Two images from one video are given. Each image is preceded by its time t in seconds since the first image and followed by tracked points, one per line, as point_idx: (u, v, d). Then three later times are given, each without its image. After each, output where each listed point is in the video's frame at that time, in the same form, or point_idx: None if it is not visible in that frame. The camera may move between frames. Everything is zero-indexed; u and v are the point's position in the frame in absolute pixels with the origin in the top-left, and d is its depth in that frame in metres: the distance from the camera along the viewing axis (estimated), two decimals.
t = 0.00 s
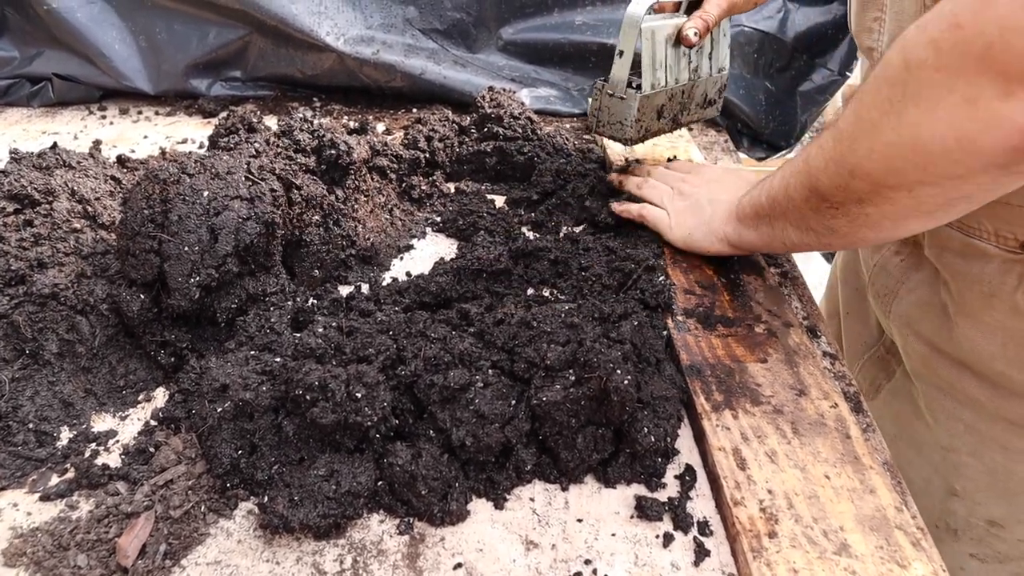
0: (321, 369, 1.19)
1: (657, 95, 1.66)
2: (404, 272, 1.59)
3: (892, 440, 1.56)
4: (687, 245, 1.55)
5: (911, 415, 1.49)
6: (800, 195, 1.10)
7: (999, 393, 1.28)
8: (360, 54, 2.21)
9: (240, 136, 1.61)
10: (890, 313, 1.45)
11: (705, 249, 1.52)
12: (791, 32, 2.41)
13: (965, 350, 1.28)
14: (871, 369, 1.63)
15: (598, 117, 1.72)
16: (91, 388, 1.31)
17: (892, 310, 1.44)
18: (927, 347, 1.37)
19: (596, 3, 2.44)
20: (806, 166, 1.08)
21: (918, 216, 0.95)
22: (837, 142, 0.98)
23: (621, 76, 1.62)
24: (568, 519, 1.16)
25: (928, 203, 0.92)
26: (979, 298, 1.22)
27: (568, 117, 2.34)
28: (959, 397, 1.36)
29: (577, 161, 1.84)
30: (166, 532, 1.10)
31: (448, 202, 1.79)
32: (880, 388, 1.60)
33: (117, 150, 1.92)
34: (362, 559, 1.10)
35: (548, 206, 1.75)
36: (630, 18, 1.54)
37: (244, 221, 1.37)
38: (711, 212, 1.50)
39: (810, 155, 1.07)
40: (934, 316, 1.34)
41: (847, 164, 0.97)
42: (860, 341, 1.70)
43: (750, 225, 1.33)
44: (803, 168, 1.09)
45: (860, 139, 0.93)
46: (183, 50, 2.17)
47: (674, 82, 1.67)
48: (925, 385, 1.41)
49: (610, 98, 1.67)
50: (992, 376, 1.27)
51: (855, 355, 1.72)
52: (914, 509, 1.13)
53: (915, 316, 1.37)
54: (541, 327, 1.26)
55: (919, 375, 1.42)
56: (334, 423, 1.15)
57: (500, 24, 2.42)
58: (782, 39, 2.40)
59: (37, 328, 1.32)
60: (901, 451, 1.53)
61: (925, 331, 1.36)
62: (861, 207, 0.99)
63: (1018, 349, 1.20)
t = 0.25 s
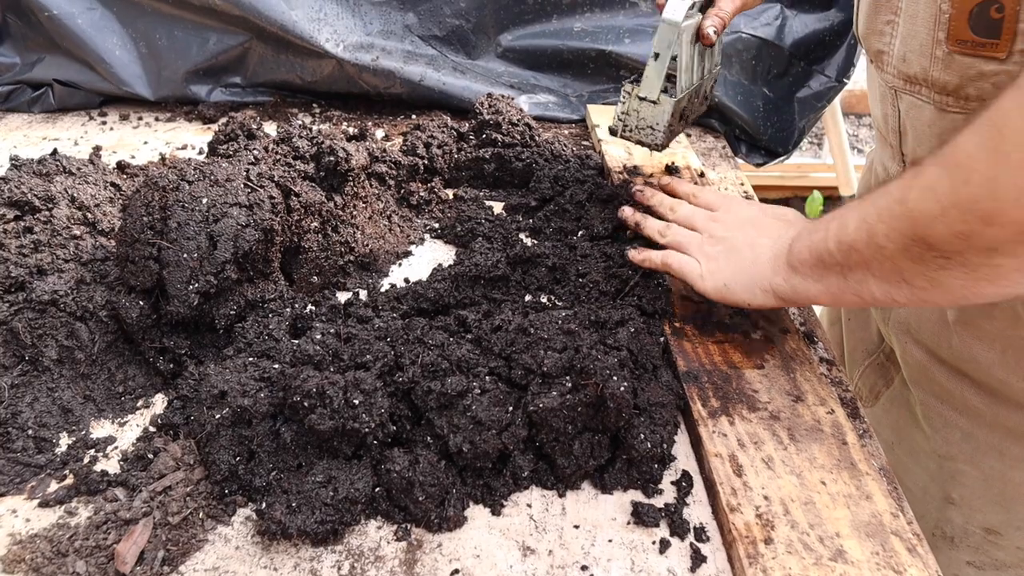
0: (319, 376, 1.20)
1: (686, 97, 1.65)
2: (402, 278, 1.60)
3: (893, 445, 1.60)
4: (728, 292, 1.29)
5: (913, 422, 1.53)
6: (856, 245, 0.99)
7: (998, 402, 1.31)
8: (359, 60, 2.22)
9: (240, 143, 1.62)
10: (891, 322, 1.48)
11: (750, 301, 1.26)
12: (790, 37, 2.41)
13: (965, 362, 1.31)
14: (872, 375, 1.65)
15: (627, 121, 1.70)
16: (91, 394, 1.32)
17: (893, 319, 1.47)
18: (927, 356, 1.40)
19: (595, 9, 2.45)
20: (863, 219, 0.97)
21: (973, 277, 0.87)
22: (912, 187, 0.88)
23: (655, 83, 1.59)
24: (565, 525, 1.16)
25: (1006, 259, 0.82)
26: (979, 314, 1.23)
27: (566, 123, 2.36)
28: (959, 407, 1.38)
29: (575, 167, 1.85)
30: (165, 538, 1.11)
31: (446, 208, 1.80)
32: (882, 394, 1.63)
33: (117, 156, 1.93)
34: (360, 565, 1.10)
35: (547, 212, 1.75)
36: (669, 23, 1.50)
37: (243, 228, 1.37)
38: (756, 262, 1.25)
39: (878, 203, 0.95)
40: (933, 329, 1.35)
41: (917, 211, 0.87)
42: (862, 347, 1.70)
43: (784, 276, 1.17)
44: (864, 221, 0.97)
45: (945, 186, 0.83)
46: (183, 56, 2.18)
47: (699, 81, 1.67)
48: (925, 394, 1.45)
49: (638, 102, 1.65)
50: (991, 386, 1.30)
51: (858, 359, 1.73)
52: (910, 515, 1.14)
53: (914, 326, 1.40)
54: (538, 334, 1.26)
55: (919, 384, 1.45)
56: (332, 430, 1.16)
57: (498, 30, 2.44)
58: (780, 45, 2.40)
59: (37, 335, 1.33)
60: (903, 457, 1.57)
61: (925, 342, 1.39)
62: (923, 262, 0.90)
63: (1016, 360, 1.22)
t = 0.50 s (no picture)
0: (316, 381, 1.20)
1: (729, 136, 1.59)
2: (399, 283, 1.61)
3: (900, 455, 1.45)
4: (725, 180, 1.12)
5: (925, 429, 1.38)
6: (857, 147, 0.96)
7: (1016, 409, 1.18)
8: (355, 66, 2.23)
9: (237, 149, 1.63)
10: (896, 333, 1.37)
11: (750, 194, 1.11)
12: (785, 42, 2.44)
13: (977, 365, 1.20)
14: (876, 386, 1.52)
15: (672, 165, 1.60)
16: (88, 400, 1.32)
17: (897, 329, 1.36)
18: (936, 364, 1.28)
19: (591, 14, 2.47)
20: (860, 122, 0.97)
21: (969, 209, 0.93)
22: (993, 103, 0.83)
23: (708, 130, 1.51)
24: (561, 529, 1.16)
25: None
26: (992, 315, 1.14)
27: (563, 127, 2.37)
28: (973, 412, 1.25)
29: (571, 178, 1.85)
30: (162, 543, 1.11)
31: (442, 213, 1.81)
32: (887, 406, 1.50)
33: (114, 162, 1.94)
34: (356, 569, 1.11)
35: (543, 216, 1.76)
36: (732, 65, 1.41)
37: (239, 234, 1.38)
38: (760, 142, 1.06)
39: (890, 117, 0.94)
40: (941, 336, 1.25)
41: (991, 130, 0.83)
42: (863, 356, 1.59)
43: (796, 172, 1.03)
44: (884, 124, 0.94)
45: None
46: (181, 63, 2.19)
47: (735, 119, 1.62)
48: (934, 402, 1.32)
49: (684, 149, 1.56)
50: (1009, 393, 1.18)
51: (859, 371, 1.60)
52: (904, 517, 1.14)
53: (922, 334, 1.29)
54: (533, 338, 1.28)
55: (928, 391, 1.32)
56: (328, 435, 1.16)
57: (495, 35, 2.45)
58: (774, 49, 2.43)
59: (34, 341, 1.33)
60: (913, 467, 1.42)
61: (932, 347, 1.28)
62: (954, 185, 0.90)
63: None
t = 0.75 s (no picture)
0: (315, 382, 1.20)
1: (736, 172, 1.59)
2: (398, 284, 1.62)
3: (905, 456, 1.43)
4: (750, 241, 1.08)
5: (930, 429, 1.37)
6: (865, 198, 0.92)
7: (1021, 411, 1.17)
8: (354, 68, 2.24)
9: (236, 150, 1.63)
10: (894, 341, 1.36)
11: (778, 251, 1.07)
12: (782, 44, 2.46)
13: (977, 370, 1.20)
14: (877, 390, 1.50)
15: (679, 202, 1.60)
16: (87, 401, 1.32)
17: (896, 337, 1.35)
18: (939, 370, 1.27)
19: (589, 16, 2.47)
20: (867, 168, 0.93)
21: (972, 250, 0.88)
22: (973, 157, 0.80)
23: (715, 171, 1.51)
24: (559, 530, 1.17)
25: None
26: (987, 323, 1.14)
27: (561, 128, 2.38)
28: (978, 414, 1.24)
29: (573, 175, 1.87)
30: (161, 543, 1.11)
31: (441, 214, 1.81)
32: (889, 408, 1.48)
33: (113, 164, 1.94)
34: (355, 570, 1.11)
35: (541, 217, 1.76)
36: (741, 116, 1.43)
37: (238, 234, 1.38)
38: (778, 201, 1.03)
39: (885, 168, 0.90)
40: (941, 343, 1.25)
41: (979, 177, 0.80)
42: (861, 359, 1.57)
43: (816, 223, 0.99)
44: (881, 175, 0.91)
45: None
46: (179, 65, 2.19)
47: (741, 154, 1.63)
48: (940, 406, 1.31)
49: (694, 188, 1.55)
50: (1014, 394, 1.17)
51: (859, 373, 1.59)
52: (901, 519, 1.15)
53: (922, 342, 1.29)
54: (532, 340, 1.28)
55: (933, 395, 1.31)
56: (327, 435, 1.16)
57: (493, 37, 2.45)
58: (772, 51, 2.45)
59: (33, 342, 1.33)
60: (920, 468, 1.40)
61: (933, 355, 1.27)
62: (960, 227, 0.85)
63: None
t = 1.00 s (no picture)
0: (319, 383, 1.21)
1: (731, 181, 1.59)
2: (400, 283, 1.62)
3: (915, 459, 1.43)
4: (730, 260, 1.04)
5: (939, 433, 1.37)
6: (838, 226, 0.91)
7: None
8: (354, 67, 2.24)
9: (238, 149, 1.62)
10: (897, 349, 1.38)
11: (757, 271, 1.04)
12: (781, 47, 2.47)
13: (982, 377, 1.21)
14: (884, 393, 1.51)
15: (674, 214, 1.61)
16: (89, 399, 1.32)
17: (898, 344, 1.37)
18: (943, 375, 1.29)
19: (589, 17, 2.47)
20: (839, 201, 0.91)
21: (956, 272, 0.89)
22: (943, 198, 0.82)
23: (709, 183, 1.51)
24: (561, 533, 1.18)
25: (1005, 267, 0.84)
26: (990, 333, 1.15)
27: (561, 129, 2.38)
28: (985, 419, 1.25)
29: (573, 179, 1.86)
30: (164, 543, 1.11)
31: (442, 215, 1.81)
32: (896, 411, 1.49)
33: (113, 163, 1.94)
34: (358, 571, 1.11)
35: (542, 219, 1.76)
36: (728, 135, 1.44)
37: (241, 234, 1.38)
38: (758, 222, 0.99)
39: (853, 200, 0.90)
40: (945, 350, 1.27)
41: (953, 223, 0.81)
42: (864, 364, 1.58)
43: (795, 248, 0.97)
44: (848, 208, 0.91)
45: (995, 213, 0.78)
46: (179, 65, 2.18)
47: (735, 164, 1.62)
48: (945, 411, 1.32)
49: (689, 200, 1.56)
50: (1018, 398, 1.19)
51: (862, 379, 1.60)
52: (898, 527, 1.16)
53: (923, 348, 1.30)
54: (536, 343, 1.28)
55: (938, 400, 1.32)
56: (332, 436, 1.17)
57: (494, 37, 2.45)
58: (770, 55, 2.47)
59: (35, 340, 1.33)
60: (930, 471, 1.40)
61: (937, 362, 1.29)
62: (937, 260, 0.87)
63: None
